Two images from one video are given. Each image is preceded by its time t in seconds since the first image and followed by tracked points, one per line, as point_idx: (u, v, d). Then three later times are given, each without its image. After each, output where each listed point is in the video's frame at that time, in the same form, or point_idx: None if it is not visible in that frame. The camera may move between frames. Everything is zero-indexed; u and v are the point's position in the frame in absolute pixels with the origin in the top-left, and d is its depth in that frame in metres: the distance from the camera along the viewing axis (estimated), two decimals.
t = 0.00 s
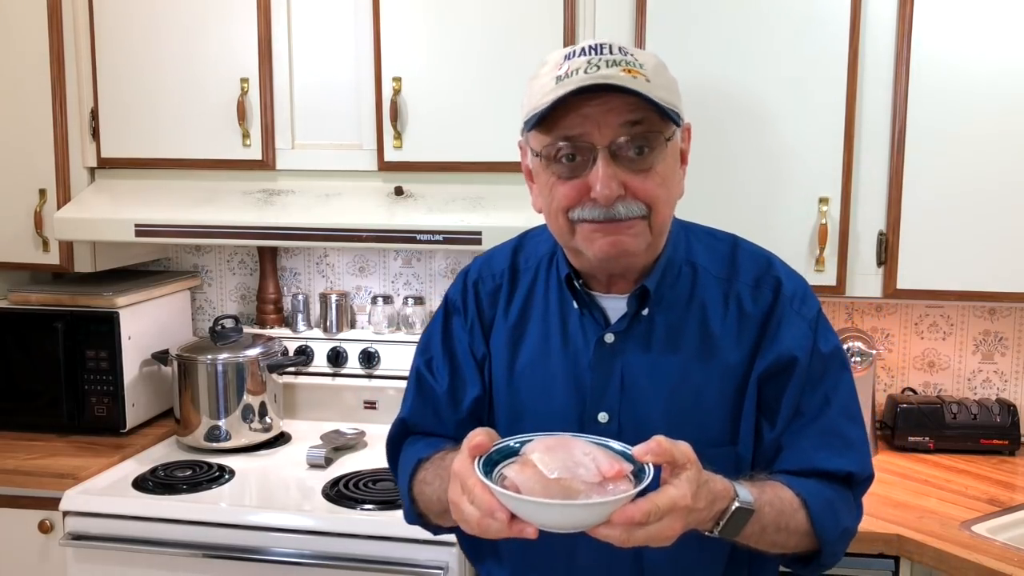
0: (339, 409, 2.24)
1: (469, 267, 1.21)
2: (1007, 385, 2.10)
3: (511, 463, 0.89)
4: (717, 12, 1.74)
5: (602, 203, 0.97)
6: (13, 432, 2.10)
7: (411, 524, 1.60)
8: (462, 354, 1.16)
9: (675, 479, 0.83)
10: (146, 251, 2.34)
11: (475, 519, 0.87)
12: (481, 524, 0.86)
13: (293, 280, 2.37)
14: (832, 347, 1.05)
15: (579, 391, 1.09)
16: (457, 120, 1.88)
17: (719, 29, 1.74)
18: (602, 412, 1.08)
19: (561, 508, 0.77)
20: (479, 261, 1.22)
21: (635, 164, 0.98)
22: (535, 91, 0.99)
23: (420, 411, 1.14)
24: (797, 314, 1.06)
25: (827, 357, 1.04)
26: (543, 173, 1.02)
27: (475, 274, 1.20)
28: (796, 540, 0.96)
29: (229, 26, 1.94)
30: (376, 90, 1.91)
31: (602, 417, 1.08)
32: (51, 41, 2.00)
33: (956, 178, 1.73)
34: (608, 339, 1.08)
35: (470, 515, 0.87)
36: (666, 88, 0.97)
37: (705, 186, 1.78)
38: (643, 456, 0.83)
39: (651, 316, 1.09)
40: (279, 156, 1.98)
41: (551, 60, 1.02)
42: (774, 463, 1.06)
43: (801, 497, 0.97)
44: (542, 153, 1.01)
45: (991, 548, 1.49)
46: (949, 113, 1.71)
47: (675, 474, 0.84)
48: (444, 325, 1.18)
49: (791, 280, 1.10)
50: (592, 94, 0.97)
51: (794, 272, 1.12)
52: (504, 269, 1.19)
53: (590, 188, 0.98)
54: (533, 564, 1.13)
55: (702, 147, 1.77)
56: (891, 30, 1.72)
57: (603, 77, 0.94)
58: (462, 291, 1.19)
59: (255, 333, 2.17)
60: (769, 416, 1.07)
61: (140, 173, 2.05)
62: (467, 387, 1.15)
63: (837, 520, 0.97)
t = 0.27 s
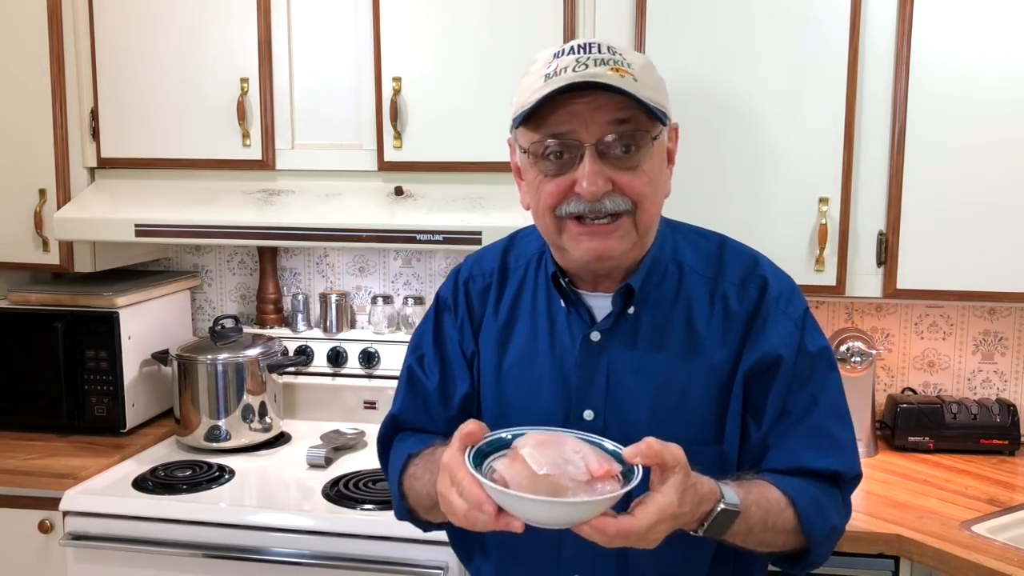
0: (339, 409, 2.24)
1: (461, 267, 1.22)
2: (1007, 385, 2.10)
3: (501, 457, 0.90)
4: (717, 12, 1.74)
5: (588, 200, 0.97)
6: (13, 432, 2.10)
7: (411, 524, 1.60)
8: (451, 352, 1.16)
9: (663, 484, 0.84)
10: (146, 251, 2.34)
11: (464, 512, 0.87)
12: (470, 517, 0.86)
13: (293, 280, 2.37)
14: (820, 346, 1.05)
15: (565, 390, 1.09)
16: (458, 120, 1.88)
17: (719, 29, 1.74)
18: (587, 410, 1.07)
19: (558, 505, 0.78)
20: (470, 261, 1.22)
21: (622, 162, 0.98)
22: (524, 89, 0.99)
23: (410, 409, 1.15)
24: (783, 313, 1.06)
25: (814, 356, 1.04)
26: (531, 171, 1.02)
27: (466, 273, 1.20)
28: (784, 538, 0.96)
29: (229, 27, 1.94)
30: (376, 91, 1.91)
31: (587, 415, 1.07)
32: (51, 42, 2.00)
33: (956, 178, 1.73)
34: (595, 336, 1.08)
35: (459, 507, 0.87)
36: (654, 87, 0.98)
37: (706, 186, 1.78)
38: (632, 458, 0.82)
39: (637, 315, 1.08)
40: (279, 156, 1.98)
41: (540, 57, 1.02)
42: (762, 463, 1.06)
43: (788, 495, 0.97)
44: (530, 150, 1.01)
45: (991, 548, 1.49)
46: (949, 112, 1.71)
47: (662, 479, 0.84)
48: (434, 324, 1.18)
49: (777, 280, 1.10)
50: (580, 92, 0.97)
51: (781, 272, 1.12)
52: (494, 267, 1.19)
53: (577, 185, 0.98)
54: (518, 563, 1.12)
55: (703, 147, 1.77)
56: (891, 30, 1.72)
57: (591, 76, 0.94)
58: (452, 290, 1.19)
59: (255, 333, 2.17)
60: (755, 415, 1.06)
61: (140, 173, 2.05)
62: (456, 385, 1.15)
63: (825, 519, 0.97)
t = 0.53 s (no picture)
0: (339, 409, 2.23)
1: (453, 268, 1.22)
2: (1007, 385, 2.10)
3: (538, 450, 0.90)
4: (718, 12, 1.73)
5: (579, 200, 0.97)
6: (13, 432, 2.10)
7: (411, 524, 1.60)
8: (440, 352, 1.16)
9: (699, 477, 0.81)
10: (145, 251, 2.34)
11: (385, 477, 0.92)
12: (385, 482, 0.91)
13: (293, 280, 2.36)
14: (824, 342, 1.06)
15: (557, 389, 1.09)
16: (458, 120, 1.87)
17: (719, 29, 1.74)
18: (579, 409, 1.07)
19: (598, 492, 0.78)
20: (462, 262, 1.22)
21: (613, 162, 0.98)
22: (515, 91, 0.99)
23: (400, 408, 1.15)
24: (781, 312, 1.06)
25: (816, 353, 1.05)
26: (522, 172, 1.02)
27: (458, 274, 1.20)
28: (799, 528, 0.96)
29: (229, 27, 1.94)
30: (376, 91, 1.90)
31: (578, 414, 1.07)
32: (51, 41, 2.00)
33: (956, 178, 1.73)
34: (586, 336, 1.08)
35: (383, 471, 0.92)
36: (644, 89, 0.98)
37: (706, 186, 1.78)
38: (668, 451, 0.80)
39: (629, 314, 1.08)
40: (279, 156, 1.98)
41: (530, 59, 1.02)
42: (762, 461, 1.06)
43: (803, 486, 0.97)
44: (522, 151, 1.01)
45: (991, 548, 1.49)
46: (949, 113, 1.71)
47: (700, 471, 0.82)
48: (425, 325, 1.18)
49: (771, 280, 1.09)
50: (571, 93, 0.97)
51: (776, 271, 1.12)
52: (486, 268, 1.19)
53: (568, 185, 0.98)
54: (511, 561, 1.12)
55: (703, 147, 1.77)
56: (891, 31, 1.72)
57: (581, 77, 0.94)
58: (444, 291, 1.19)
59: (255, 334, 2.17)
60: (763, 414, 1.05)
61: (140, 173, 2.05)
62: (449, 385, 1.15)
63: (837, 506, 0.97)
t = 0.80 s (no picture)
0: (339, 409, 2.23)
1: (450, 270, 1.22)
2: (1007, 385, 2.10)
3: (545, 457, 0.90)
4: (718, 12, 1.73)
5: (580, 207, 0.97)
6: (13, 432, 2.10)
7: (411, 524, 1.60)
8: (439, 353, 1.16)
9: (706, 484, 0.83)
10: (145, 251, 2.34)
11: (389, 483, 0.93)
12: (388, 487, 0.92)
13: (293, 280, 2.36)
14: (819, 343, 1.06)
15: (556, 390, 1.09)
16: (458, 120, 1.87)
17: (719, 28, 1.74)
18: (578, 409, 1.07)
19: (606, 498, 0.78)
20: (460, 263, 1.22)
21: (613, 169, 0.98)
22: (514, 98, 0.99)
23: (398, 409, 1.15)
24: (779, 314, 1.07)
25: (812, 354, 1.06)
26: (522, 179, 1.02)
27: (456, 276, 1.20)
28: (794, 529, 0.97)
29: (229, 27, 1.94)
30: (376, 91, 1.90)
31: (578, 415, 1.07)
32: (51, 42, 2.00)
33: (956, 178, 1.73)
34: (586, 336, 1.08)
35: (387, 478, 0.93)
36: (643, 95, 0.98)
37: (706, 186, 1.78)
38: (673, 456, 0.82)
39: (628, 315, 1.08)
40: (279, 156, 1.98)
41: (527, 65, 1.02)
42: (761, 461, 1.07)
43: (800, 488, 0.99)
44: (521, 159, 1.01)
45: (991, 548, 1.49)
46: (949, 113, 1.71)
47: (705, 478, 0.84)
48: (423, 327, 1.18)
49: (769, 281, 1.10)
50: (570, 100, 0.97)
51: (772, 272, 1.12)
52: (485, 269, 1.19)
53: (568, 193, 0.98)
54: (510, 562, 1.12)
55: (703, 147, 1.77)
56: (891, 31, 1.72)
57: (581, 84, 0.94)
58: (442, 292, 1.19)
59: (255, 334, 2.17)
60: (762, 416, 1.06)
61: (140, 173, 2.05)
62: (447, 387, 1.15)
63: (831, 507, 0.99)
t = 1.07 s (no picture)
0: (339, 409, 2.23)
1: (451, 267, 1.22)
2: (1007, 385, 2.10)
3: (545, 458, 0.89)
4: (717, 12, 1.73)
5: (585, 203, 0.97)
6: (13, 432, 2.10)
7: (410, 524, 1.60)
8: (442, 351, 1.16)
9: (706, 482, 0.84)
10: (145, 251, 2.34)
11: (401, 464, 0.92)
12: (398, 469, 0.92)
13: (293, 280, 2.36)
14: (822, 341, 1.07)
15: (559, 388, 1.09)
16: (458, 120, 1.87)
17: (719, 28, 1.74)
18: (582, 408, 1.07)
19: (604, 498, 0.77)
20: (461, 260, 1.22)
21: (617, 164, 0.98)
22: (518, 95, 0.99)
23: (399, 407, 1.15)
24: (782, 311, 1.07)
25: (815, 352, 1.06)
26: (526, 176, 1.02)
27: (457, 273, 1.20)
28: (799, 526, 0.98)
29: (229, 27, 1.94)
30: (376, 90, 1.90)
31: (581, 413, 1.07)
32: (51, 42, 2.00)
33: (956, 178, 1.73)
34: (589, 335, 1.08)
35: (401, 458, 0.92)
36: (647, 91, 0.98)
37: (706, 186, 1.78)
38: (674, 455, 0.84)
39: (631, 313, 1.09)
40: (279, 156, 1.98)
41: (530, 63, 1.02)
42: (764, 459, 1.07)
43: (804, 486, 0.99)
44: (525, 155, 1.01)
45: (991, 548, 1.49)
46: (949, 113, 1.71)
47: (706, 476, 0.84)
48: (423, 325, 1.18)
49: (772, 279, 1.10)
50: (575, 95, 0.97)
51: (774, 270, 1.13)
52: (486, 267, 1.19)
53: (573, 188, 0.97)
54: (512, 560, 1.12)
55: (703, 147, 1.77)
56: (891, 30, 1.72)
57: (586, 78, 0.94)
58: (443, 290, 1.19)
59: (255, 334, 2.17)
60: (765, 413, 1.06)
61: (140, 173, 2.05)
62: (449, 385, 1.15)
63: (836, 505, 1.00)
